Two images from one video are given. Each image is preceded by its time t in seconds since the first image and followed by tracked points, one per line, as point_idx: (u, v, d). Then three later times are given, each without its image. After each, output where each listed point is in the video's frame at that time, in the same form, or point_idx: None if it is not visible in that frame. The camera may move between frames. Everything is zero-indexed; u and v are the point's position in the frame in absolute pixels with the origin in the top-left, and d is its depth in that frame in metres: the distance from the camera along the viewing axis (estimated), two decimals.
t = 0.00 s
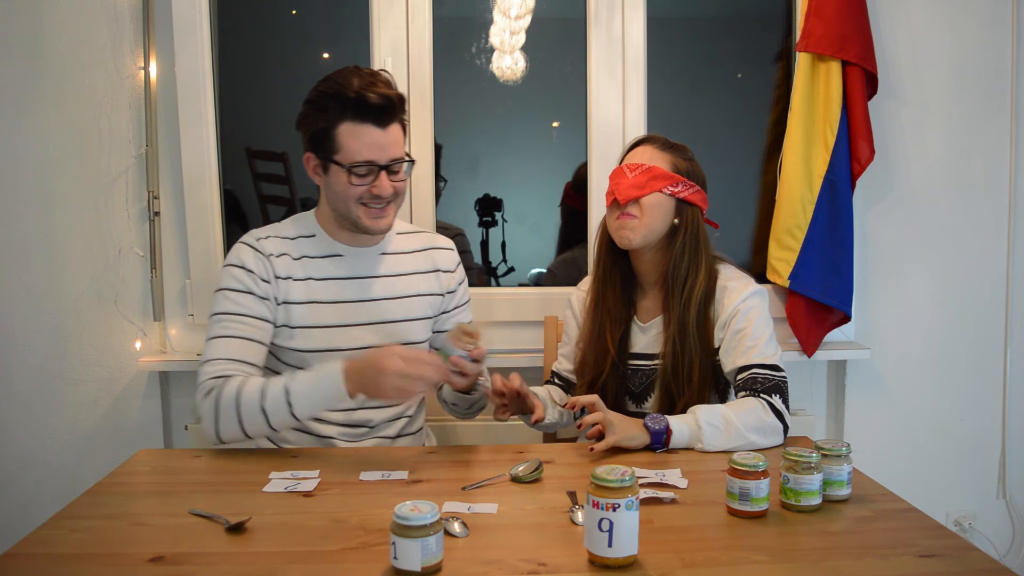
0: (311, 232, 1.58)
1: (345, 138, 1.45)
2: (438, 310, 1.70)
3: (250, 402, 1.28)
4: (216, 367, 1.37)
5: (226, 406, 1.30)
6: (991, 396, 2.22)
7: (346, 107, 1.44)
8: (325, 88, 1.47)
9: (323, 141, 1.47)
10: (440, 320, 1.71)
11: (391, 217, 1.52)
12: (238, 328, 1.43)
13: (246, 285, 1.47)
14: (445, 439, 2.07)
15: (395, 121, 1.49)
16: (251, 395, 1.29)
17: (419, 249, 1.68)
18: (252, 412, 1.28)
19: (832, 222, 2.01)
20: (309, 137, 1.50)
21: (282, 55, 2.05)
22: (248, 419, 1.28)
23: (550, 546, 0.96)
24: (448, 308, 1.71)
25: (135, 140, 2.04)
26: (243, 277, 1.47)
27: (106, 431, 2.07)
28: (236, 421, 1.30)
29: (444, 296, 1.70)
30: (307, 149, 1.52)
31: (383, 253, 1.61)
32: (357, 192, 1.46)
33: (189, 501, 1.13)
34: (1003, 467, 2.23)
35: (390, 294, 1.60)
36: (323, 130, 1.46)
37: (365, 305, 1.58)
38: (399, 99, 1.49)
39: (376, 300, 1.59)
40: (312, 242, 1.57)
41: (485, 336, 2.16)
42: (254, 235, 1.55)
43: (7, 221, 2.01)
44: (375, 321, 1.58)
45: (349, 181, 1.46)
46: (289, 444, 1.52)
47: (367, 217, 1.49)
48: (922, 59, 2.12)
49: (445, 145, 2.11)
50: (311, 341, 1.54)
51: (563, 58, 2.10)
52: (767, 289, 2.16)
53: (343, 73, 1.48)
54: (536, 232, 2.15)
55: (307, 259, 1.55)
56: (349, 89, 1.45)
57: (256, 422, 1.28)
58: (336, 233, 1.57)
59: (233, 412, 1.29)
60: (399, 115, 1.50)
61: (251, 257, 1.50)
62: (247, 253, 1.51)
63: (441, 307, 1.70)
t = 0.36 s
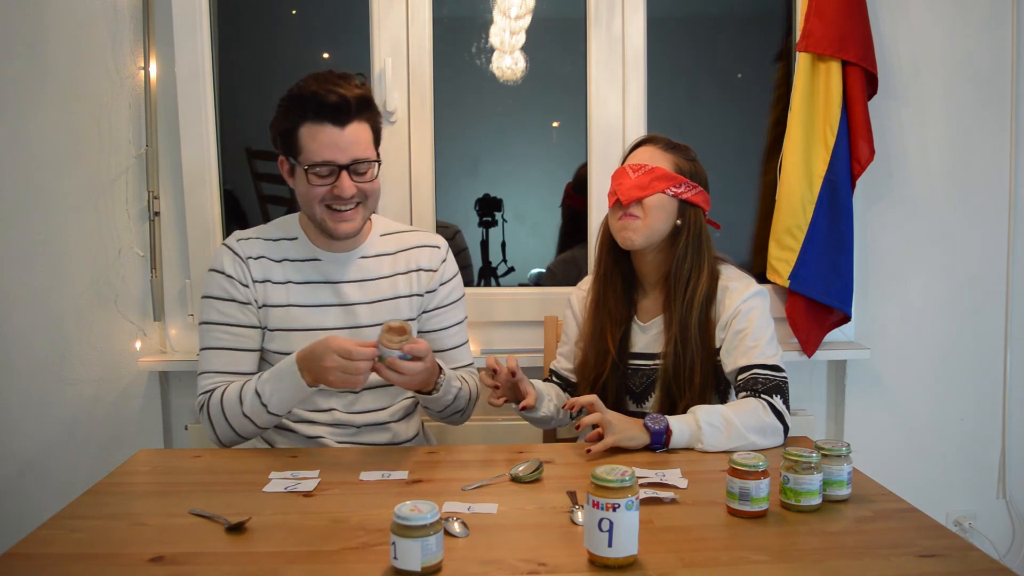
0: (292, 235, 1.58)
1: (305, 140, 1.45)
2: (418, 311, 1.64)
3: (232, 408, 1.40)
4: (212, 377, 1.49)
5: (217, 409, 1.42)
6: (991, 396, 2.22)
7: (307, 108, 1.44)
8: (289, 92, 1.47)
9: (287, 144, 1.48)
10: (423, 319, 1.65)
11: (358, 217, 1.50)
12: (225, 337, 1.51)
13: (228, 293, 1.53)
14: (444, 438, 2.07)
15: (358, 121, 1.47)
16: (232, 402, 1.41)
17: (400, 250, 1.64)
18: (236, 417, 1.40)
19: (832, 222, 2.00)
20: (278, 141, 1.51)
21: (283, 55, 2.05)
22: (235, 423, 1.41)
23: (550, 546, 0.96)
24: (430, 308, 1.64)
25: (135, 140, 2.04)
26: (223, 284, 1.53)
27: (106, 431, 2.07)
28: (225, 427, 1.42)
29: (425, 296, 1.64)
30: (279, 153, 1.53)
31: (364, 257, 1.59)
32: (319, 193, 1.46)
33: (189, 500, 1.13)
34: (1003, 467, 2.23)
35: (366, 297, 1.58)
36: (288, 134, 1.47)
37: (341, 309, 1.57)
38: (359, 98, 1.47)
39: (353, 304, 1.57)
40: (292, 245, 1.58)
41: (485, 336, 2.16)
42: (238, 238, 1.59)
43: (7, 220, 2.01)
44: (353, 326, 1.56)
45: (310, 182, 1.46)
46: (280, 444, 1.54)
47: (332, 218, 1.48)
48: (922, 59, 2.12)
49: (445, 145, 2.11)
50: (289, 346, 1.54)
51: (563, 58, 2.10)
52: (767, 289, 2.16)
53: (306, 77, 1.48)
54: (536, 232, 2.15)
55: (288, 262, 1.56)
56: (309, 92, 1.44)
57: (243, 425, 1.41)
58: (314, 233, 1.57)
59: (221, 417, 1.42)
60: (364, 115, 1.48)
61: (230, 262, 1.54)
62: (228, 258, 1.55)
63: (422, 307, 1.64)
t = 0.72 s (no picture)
0: (275, 239, 1.58)
1: (273, 153, 1.43)
2: (403, 308, 1.62)
3: (227, 413, 1.42)
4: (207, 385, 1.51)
5: (214, 415, 1.45)
6: (991, 396, 2.22)
7: (272, 121, 1.41)
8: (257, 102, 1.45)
9: (258, 155, 1.46)
10: (407, 316, 1.63)
11: (332, 224, 1.49)
12: (217, 345, 1.53)
13: (216, 301, 1.55)
14: (444, 438, 2.07)
15: (327, 129, 1.44)
16: (226, 408, 1.42)
17: (383, 246, 1.63)
18: (230, 422, 1.42)
19: (832, 223, 2.00)
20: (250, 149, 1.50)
21: (283, 55, 2.06)
22: (231, 427, 1.43)
23: (550, 547, 0.96)
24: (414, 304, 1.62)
25: (135, 140, 2.04)
26: (210, 292, 1.55)
27: (106, 430, 2.07)
28: (223, 432, 1.44)
29: (409, 292, 1.62)
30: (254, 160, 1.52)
31: (347, 256, 1.58)
32: (291, 204, 1.45)
33: (190, 500, 1.13)
34: (1003, 467, 2.23)
35: (353, 297, 1.57)
36: (259, 145, 1.45)
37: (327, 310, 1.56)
38: (325, 107, 1.43)
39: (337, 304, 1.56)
40: (275, 249, 1.57)
41: (485, 336, 2.16)
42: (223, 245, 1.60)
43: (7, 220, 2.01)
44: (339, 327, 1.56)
45: (281, 194, 1.45)
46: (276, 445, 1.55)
47: (306, 227, 1.48)
48: (922, 59, 2.12)
49: (445, 145, 2.11)
50: (276, 350, 1.55)
51: (563, 58, 2.10)
52: (767, 289, 2.16)
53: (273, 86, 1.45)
54: (536, 232, 2.15)
55: (272, 267, 1.57)
56: (274, 103, 1.42)
57: (238, 429, 1.42)
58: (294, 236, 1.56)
59: (218, 421, 1.44)
60: (333, 123, 1.45)
61: (215, 270, 1.56)
62: (214, 266, 1.57)
63: (406, 303, 1.61)
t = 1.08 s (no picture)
0: (268, 244, 1.58)
1: (265, 163, 1.41)
2: (397, 305, 1.62)
3: (246, 417, 1.44)
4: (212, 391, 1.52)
5: (229, 419, 1.46)
6: (991, 396, 2.22)
7: (263, 133, 1.40)
8: (246, 111, 1.42)
9: (249, 164, 1.45)
10: (401, 314, 1.62)
11: (326, 232, 1.49)
12: (218, 352, 1.53)
13: (214, 308, 1.55)
14: (444, 438, 2.07)
15: (319, 139, 1.43)
16: (244, 412, 1.44)
17: (377, 245, 1.63)
18: (250, 425, 1.44)
19: (832, 223, 2.00)
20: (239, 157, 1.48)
21: (283, 55, 2.06)
22: (249, 429, 1.45)
23: (550, 546, 0.96)
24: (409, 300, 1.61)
25: (135, 140, 2.04)
26: (206, 300, 1.55)
27: (106, 430, 2.07)
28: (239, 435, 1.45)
29: (403, 289, 1.61)
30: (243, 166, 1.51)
31: (341, 256, 1.59)
32: (285, 215, 1.45)
33: (190, 501, 1.13)
34: (1003, 467, 2.23)
35: (348, 296, 1.57)
36: (249, 154, 1.43)
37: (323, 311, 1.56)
38: (316, 118, 1.42)
39: (331, 305, 1.57)
40: (269, 254, 1.57)
41: (485, 336, 2.16)
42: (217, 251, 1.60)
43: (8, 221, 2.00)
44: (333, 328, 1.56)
45: (274, 205, 1.44)
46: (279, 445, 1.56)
47: (301, 236, 1.48)
48: (922, 59, 2.12)
49: (445, 145, 2.11)
50: (273, 353, 1.55)
51: (563, 58, 2.10)
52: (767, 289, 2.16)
53: (262, 94, 1.42)
54: (536, 232, 2.15)
55: (266, 271, 1.56)
56: (265, 114, 1.39)
57: (256, 432, 1.45)
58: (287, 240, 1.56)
59: (234, 425, 1.45)
60: (324, 132, 1.44)
61: (211, 277, 1.56)
62: (209, 273, 1.57)
63: (401, 300, 1.61)
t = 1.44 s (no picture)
0: (269, 243, 1.59)
1: (272, 163, 1.41)
2: (398, 305, 1.62)
3: (247, 415, 1.44)
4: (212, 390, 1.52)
5: (231, 418, 1.46)
6: (991, 396, 2.22)
7: (272, 133, 1.39)
8: (253, 111, 1.42)
9: (255, 164, 1.44)
10: (402, 314, 1.62)
11: (330, 233, 1.50)
12: (219, 351, 1.53)
13: (215, 307, 1.55)
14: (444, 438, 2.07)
15: (327, 141, 1.43)
16: (246, 410, 1.44)
17: (377, 245, 1.63)
18: (251, 424, 1.44)
19: (832, 223, 2.00)
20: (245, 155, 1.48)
21: (283, 55, 2.06)
22: (250, 428, 1.44)
23: (550, 546, 0.96)
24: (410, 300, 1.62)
25: (135, 140, 2.04)
26: (207, 299, 1.55)
27: (106, 429, 2.07)
28: (241, 434, 1.45)
29: (404, 289, 1.61)
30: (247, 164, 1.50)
31: (342, 256, 1.59)
32: (291, 215, 1.45)
33: (190, 500, 1.13)
34: (1003, 466, 2.23)
35: (348, 296, 1.57)
36: (255, 154, 1.43)
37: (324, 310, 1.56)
38: (325, 120, 1.42)
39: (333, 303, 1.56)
40: (269, 253, 1.58)
41: (485, 336, 2.16)
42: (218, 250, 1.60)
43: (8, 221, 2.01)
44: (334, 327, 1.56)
45: (280, 205, 1.44)
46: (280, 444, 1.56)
47: (306, 237, 1.49)
48: (922, 58, 2.12)
49: (445, 145, 2.11)
50: (273, 351, 1.55)
51: (563, 58, 2.10)
52: (767, 289, 2.16)
53: (271, 95, 1.42)
54: (536, 232, 2.15)
55: (266, 270, 1.56)
56: (274, 115, 1.39)
57: (257, 430, 1.44)
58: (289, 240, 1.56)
59: (235, 423, 1.45)
60: (332, 135, 1.44)
61: (211, 276, 1.56)
62: (210, 272, 1.57)
63: (402, 299, 1.61)
